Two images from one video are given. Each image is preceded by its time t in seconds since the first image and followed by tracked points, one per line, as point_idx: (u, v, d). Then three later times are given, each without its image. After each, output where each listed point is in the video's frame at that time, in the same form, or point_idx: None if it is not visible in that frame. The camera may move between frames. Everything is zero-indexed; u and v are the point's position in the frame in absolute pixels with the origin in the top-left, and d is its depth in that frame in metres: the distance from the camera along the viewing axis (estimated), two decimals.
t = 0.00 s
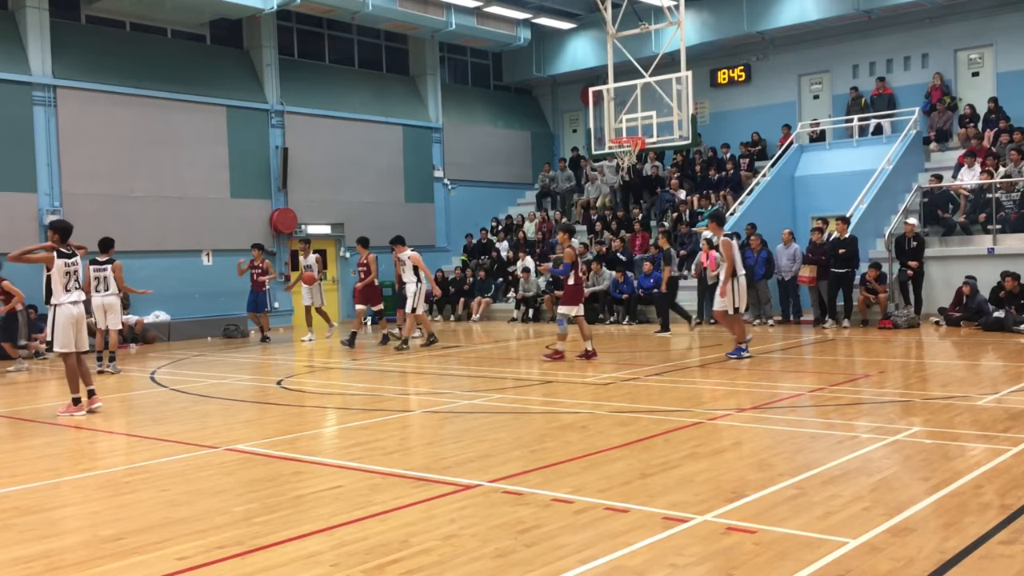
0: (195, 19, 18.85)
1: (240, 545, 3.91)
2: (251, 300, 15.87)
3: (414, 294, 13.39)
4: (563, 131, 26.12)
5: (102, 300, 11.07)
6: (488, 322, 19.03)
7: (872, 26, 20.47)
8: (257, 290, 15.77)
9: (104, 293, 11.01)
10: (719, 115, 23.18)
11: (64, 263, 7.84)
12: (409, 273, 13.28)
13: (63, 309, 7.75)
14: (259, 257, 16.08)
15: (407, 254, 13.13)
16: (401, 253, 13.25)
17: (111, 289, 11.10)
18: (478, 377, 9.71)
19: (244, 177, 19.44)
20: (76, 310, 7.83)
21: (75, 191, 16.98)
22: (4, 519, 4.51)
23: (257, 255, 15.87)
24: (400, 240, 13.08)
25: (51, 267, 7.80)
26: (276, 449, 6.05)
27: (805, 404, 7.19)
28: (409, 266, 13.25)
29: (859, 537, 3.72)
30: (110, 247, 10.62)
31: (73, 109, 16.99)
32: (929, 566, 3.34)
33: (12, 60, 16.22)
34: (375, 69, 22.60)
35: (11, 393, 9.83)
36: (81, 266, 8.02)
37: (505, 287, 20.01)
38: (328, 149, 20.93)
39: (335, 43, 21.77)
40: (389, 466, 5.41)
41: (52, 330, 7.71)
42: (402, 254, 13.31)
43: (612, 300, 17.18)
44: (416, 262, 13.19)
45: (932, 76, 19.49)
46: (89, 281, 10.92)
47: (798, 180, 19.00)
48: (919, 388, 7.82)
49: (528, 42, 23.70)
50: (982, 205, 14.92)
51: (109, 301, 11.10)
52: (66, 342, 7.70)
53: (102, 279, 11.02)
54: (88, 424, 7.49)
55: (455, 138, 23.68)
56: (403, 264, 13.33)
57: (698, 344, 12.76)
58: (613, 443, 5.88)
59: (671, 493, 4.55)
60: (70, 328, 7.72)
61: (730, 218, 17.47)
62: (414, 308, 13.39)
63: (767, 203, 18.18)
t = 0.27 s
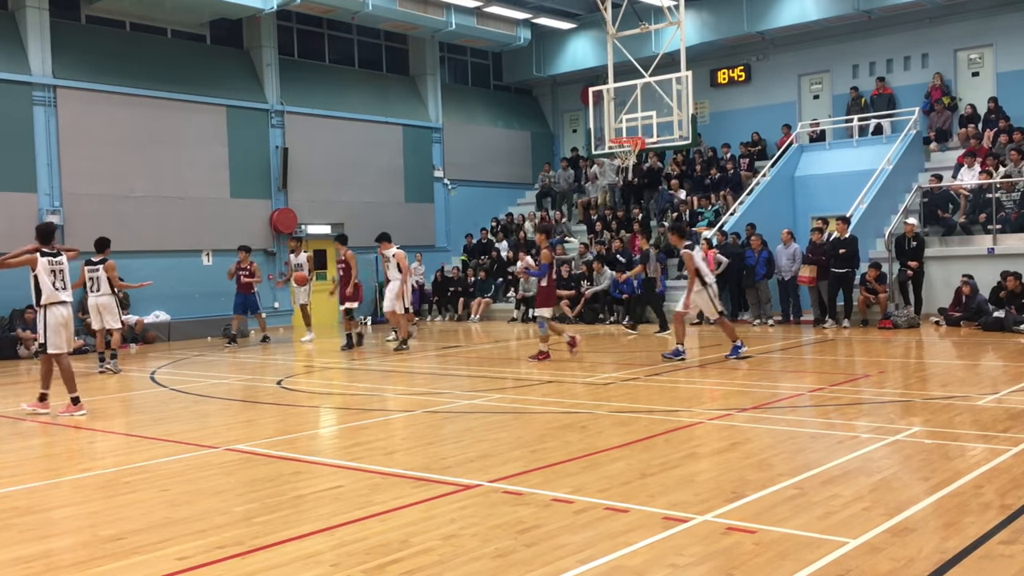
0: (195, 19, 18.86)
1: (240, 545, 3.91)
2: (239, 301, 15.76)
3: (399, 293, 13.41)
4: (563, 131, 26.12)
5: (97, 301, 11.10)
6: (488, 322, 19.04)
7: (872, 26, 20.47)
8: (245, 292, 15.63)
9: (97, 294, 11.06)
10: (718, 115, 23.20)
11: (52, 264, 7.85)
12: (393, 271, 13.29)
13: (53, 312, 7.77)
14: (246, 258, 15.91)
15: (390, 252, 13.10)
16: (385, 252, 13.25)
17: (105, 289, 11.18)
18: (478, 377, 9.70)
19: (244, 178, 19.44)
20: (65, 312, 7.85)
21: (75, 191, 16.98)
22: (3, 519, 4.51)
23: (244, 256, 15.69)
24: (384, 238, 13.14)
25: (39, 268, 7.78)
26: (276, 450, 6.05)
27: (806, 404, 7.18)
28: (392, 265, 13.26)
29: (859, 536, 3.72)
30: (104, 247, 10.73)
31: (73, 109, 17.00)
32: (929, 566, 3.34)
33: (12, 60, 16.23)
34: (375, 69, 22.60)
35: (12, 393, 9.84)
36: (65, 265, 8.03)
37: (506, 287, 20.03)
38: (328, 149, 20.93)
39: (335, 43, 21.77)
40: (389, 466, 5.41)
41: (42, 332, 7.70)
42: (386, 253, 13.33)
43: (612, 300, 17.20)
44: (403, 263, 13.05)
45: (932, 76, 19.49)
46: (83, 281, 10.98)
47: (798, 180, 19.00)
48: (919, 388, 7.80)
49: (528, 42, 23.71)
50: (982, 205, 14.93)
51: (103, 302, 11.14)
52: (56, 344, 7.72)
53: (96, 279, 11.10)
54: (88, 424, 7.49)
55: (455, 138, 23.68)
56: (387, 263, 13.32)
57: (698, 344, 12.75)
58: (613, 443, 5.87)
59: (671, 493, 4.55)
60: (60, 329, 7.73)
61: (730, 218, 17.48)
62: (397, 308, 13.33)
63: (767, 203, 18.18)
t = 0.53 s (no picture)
0: (195, 20, 18.86)
1: (240, 545, 3.91)
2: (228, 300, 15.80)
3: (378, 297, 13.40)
4: (563, 131, 26.12)
5: (93, 300, 11.04)
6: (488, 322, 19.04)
7: (872, 26, 20.47)
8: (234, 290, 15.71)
9: (93, 293, 11.02)
10: (718, 115, 23.20)
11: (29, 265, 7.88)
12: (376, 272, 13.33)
13: (30, 313, 7.76)
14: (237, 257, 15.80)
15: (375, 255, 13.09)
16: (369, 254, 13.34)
17: (99, 289, 11.11)
18: (478, 377, 9.69)
19: (244, 177, 19.44)
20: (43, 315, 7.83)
21: (75, 191, 16.98)
22: (3, 519, 4.50)
23: (233, 256, 15.62)
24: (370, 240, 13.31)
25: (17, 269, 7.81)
26: (275, 449, 6.05)
27: (805, 404, 7.18)
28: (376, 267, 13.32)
29: (859, 537, 3.72)
30: (100, 247, 10.70)
31: (73, 109, 17.00)
32: (929, 566, 3.34)
33: (12, 60, 16.22)
34: (375, 69, 22.60)
35: (11, 393, 9.83)
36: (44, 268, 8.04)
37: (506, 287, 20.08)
38: (328, 148, 20.93)
39: (335, 43, 21.78)
40: (389, 466, 5.41)
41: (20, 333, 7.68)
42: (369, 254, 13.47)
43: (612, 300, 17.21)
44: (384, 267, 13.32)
45: (932, 76, 19.49)
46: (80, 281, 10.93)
47: (798, 180, 19.00)
48: (919, 388, 7.80)
49: (527, 42, 23.71)
50: (982, 205, 14.94)
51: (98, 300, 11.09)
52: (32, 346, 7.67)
53: (91, 279, 11.01)
54: (87, 424, 7.49)
55: (454, 139, 23.68)
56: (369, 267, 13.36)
57: (697, 344, 12.73)
58: (613, 443, 5.87)
59: (671, 493, 4.55)
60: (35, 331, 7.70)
61: (730, 218, 17.48)
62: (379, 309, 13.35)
63: (767, 203, 18.18)
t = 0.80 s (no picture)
0: (195, 20, 18.86)
1: (240, 545, 3.91)
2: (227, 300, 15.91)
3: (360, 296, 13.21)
4: (563, 131, 26.12)
5: (89, 300, 10.94)
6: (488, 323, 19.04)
7: (872, 26, 20.47)
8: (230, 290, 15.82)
9: (91, 293, 10.94)
10: (718, 115, 23.21)
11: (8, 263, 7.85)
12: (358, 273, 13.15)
13: (7, 312, 7.79)
14: (232, 257, 15.78)
15: (355, 253, 12.93)
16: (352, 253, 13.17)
17: (98, 289, 11.05)
18: (478, 377, 9.68)
19: (244, 177, 19.44)
20: (19, 312, 7.88)
21: (75, 191, 16.98)
22: (3, 519, 4.51)
23: (228, 257, 15.58)
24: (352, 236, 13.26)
25: None
26: (276, 450, 6.05)
27: (805, 404, 7.17)
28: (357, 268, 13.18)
29: (859, 537, 3.72)
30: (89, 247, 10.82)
31: (73, 109, 17.00)
32: (929, 566, 3.34)
33: (12, 60, 16.22)
34: (376, 69, 22.61)
35: (11, 393, 9.84)
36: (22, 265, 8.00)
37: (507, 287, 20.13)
38: (328, 148, 20.93)
39: (335, 43, 21.78)
40: (389, 466, 5.41)
41: None
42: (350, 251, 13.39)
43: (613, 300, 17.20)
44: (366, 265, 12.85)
45: (931, 76, 19.49)
46: (78, 280, 10.81)
47: (798, 180, 18.99)
48: (919, 388, 7.79)
49: (527, 42, 23.71)
50: (982, 205, 14.94)
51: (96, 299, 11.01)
52: None
53: (91, 278, 10.95)
54: (87, 424, 7.49)
55: (454, 139, 23.68)
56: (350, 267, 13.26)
57: (697, 344, 12.73)
58: (614, 443, 5.87)
59: (672, 493, 4.55)
60: (6, 330, 7.73)
61: (730, 218, 17.48)
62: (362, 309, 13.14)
63: (767, 203, 18.19)
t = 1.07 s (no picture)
0: (195, 20, 18.86)
1: (240, 545, 3.91)
2: (225, 300, 16.06)
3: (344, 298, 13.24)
4: (563, 131, 26.12)
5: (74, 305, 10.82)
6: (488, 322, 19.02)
7: (872, 26, 20.46)
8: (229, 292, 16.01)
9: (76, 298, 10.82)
10: (718, 115, 23.21)
11: None
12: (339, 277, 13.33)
13: None
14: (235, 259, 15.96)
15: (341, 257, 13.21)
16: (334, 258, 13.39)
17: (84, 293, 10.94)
18: (478, 377, 9.67)
19: (244, 177, 19.44)
20: None
21: (75, 191, 16.98)
22: (3, 519, 4.50)
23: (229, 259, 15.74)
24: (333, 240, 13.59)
25: None
26: (276, 449, 6.05)
27: (806, 404, 7.17)
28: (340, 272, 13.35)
29: (859, 537, 3.72)
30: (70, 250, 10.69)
31: (73, 109, 17.00)
32: (929, 566, 3.34)
33: (12, 59, 16.22)
34: (376, 69, 22.61)
35: (11, 393, 9.83)
36: None
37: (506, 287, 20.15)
38: (328, 148, 20.93)
39: (335, 43, 21.78)
40: (389, 466, 5.41)
41: None
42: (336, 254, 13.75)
43: (613, 300, 17.18)
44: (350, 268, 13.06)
45: (931, 76, 19.49)
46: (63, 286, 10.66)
47: (798, 180, 18.99)
48: (920, 388, 7.79)
49: (527, 42, 23.71)
50: (982, 205, 14.94)
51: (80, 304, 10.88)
52: None
53: (75, 283, 10.81)
54: (88, 424, 7.49)
55: (454, 139, 23.68)
56: (333, 271, 13.53)
57: (697, 344, 12.73)
58: (613, 443, 5.87)
59: (672, 493, 4.55)
60: None
61: (730, 218, 17.48)
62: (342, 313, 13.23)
63: (767, 203, 18.19)
